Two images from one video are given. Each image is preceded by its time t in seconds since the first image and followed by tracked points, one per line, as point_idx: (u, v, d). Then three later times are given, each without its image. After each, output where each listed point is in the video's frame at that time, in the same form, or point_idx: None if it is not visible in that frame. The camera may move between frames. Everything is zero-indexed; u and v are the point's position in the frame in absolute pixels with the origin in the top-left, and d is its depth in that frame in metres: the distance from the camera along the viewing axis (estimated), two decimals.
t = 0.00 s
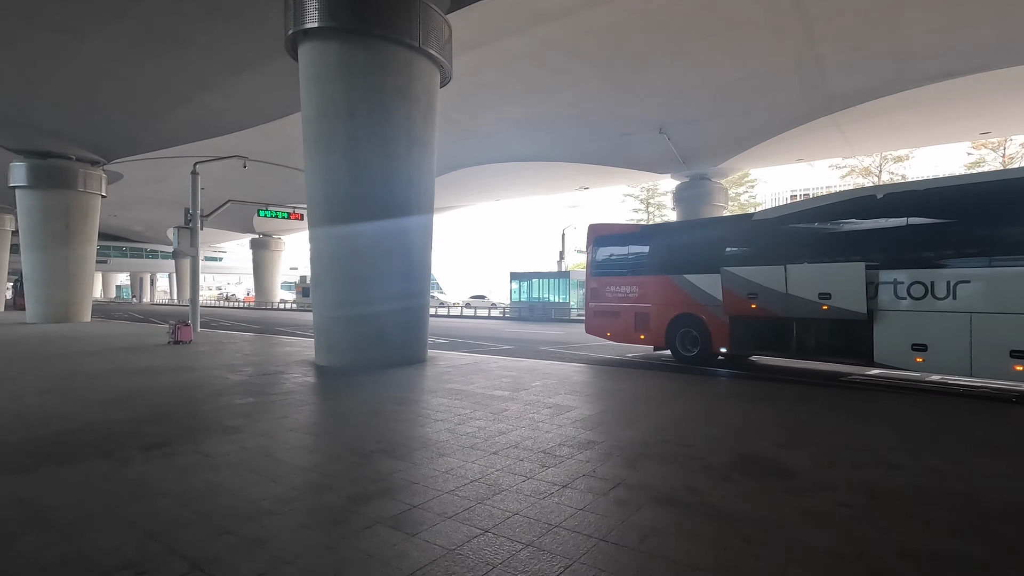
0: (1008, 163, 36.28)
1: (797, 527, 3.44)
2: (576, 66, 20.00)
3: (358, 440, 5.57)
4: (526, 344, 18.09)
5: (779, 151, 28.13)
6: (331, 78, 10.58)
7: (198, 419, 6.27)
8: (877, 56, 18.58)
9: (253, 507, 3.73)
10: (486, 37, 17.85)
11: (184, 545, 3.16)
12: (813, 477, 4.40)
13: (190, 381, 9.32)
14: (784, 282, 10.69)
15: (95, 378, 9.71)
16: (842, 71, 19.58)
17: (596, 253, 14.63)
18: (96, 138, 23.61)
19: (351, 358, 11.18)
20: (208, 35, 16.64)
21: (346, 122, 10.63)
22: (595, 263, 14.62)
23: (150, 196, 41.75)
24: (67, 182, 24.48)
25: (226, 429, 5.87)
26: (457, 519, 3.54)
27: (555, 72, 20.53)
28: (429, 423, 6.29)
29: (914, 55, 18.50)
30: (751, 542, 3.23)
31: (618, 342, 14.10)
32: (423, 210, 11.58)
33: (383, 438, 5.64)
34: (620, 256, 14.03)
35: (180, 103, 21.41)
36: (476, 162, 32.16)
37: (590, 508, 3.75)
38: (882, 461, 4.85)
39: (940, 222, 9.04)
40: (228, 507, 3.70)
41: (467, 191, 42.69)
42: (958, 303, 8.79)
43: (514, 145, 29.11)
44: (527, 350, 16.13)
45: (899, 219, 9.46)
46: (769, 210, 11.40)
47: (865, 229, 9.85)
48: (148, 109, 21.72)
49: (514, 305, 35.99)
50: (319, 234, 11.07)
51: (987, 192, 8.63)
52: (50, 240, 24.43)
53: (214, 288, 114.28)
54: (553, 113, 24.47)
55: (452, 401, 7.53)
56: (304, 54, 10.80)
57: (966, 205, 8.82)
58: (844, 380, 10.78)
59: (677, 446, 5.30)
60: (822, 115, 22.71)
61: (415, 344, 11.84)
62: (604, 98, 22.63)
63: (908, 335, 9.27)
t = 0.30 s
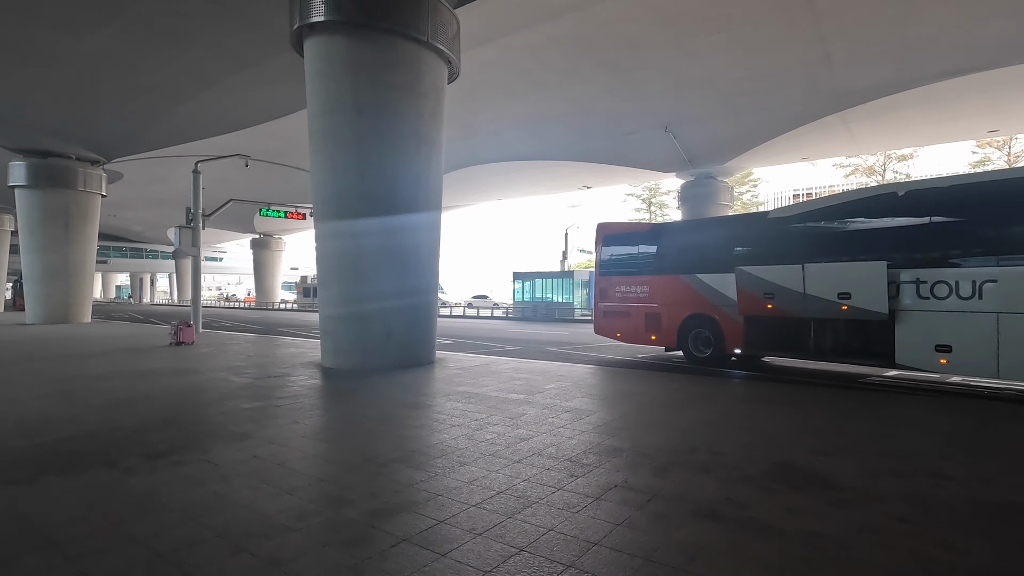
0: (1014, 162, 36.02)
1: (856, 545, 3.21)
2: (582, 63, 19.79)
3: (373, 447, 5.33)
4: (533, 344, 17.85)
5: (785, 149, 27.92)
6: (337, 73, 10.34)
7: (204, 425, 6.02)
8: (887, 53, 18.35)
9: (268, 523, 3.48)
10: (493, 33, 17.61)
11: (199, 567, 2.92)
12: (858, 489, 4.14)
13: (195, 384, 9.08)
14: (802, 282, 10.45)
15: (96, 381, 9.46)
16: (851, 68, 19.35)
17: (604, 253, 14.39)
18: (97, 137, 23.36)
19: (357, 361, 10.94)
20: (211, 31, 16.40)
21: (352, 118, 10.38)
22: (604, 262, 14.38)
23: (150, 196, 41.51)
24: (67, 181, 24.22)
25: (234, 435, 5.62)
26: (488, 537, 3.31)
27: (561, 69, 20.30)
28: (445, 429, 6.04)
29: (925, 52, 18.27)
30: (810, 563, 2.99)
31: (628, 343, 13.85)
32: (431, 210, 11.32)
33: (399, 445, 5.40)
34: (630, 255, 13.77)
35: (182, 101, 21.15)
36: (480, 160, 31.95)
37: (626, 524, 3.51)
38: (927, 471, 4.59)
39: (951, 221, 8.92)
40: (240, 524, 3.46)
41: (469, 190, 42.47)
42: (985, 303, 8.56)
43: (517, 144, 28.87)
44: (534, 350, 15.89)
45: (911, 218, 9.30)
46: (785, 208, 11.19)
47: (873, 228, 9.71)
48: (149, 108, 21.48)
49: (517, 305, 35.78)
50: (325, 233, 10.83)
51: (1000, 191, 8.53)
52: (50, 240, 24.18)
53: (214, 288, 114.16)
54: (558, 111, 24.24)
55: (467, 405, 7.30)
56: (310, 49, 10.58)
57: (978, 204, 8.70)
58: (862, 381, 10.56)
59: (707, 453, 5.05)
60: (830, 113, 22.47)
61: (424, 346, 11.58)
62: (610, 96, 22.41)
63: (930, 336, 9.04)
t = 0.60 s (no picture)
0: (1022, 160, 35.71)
1: (930, 565, 2.92)
2: (589, 59, 19.54)
3: (390, 452, 5.05)
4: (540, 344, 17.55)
5: (792, 147, 27.66)
6: (345, 65, 10.05)
7: (210, 428, 5.73)
8: (900, 48, 18.07)
9: (284, 539, 3.21)
10: (500, 28, 17.36)
11: None
12: (915, 499, 3.85)
13: (199, 385, 8.80)
14: (822, 280, 10.18)
15: (97, 381, 9.16)
16: (863, 65, 19.08)
17: (615, 250, 14.08)
18: (97, 134, 23.06)
19: (364, 361, 10.65)
20: (212, 25, 16.12)
21: (360, 110, 10.09)
22: (614, 260, 14.07)
23: (151, 194, 41.22)
24: (67, 179, 23.93)
25: (242, 439, 5.33)
26: (526, 555, 3.03)
27: (568, 65, 20.04)
28: (463, 433, 5.75)
29: (938, 48, 18.00)
30: None
31: (639, 342, 13.56)
32: (441, 206, 11.02)
33: (417, 450, 5.11)
34: (641, 252, 13.47)
35: (183, 97, 20.87)
36: (484, 158, 31.65)
37: (675, 540, 3.22)
38: (982, 479, 4.30)
39: (959, 218, 8.85)
40: (255, 540, 3.17)
41: (472, 188, 42.19)
42: (1014, 301, 8.30)
43: (522, 141, 28.58)
44: (543, 350, 15.58)
45: (923, 215, 9.19)
46: (802, 206, 10.92)
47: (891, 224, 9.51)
48: (150, 104, 21.19)
49: (521, 304, 35.53)
50: (332, 230, 10.55)
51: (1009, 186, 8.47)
52: (50, 238, 23.90)
53: (215, 287, 113.93)
54: (564, 108, 23.97)
55: (482, 407, 7.00)
56: (317, 41, 10.29)
57: (989, 201, 8.64)
58: (884, 382, 10.28)
59: (746, 459, 4.75)
60: (840, 110, 22.18)
61: (433, 346, 11.28)
62: (617, 92, 22.13)
63: (956, 335, 8.78)
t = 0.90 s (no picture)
0: None
1: None
2: (599, 55, 19.26)
3: (412, 461, 4.78)
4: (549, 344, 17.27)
5: (801, 145, 27.38)
6: (355, 58, 9.78)
7: (220, 436, 5.46)
8: (915, 44, 17.77)
9: (309, 562, 2.95)
10: (509, 23, 17.08)
11: None
12: (983, 517, 3.58)
13: (206, 388, 8.53)
14: (846, 280, 9.90)
15: (100, 384, 8.90)
16: (876, 61, 18.77)
17: (627, 249, 13.79)
18: (100, 132, 22.80)
19: (374, 363, 10.39)
20: (216, 20, 15.86)
21: (370, 105, 9.82)
22: (626, 259, 13.78)
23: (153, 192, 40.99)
24: (68, 176, 23.66)
25: (255, 448, 5.07)
26: None
27: (578, 61, 19.76)
28: (485, 440, 5.48)
29: (954, 43, 17.69)
30: None
31: (652, 343, 13.27)
32: (452, 205, 10.74)
33: (441, 458, 4.84)
34: (655, 252, 13.18)
35: (187, 94, 20.61)
36: (489, 156, 31.37)
37: (736, 565, 2.95)
38: None
39: (967, 219, 8.79)
40: (278, 565, 2.91)
41: (476, 187, 41.89)
42: None
43: (528, 139, 28.29)
44: (553, 351, 15.30)
45: (937, 215, 9.07)
46: (823, 203, 10.64)
47: (916, 222, 9.25)
48: (153, 101, 20.92)
49: (526, 304, 35.27)
50: (341, 228, 10.30)
51: None
52: (52, 237, 23.66)
53: (217, 286, 113.76)
54: (572, 105, 23.69)
55: (501, 411, 6.74)
56: (326, 33, 10.04)
57: (997, 202, 8.57)
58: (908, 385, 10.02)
59: (791, 471, 4.48)
60: (852, 107, 21.89)
61: (444, 348, 11.01)
62: (626, 89, 21.85)
63: (985, 338, 8.54)
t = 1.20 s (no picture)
0: None
1: None
2: (609, 51, 19.04)
3: (440, 466, 4.55)
4: (558, 344, 17.07)
5: (810, 143, 27.11)
6: (369, 50, 9.56)
7: (237, 440, 5.24)
8: (931, 39, 17.50)
9: None
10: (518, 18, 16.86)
11: None
12: None
13: (216, 388, 8.34)
14: (872, 278, 9.65)
15: (109, 384, 8.71)
16: (892, 58, 18.51)
17: (640, 247, 13.56)
18: (106, 129, 22.65)
19: (386, 362, 10.18)
20: (223, 15, 15.65)
21: (384, 98, 9.59)
22: (640, 257, 13.55)
23: (158, 191, 40.91)
24: (73, 174, 23.50)
25: (274, 452, 4.85)
26: None
27: (587, 58, 19.54)
28: (512, 443, 5.26)
29: (971, 39, 17.41)
30: None
31: (667, 343, 13.02)
32: (466, 201, 10.49)
33: (470, 464, 4.62)
34: (670, 250, 12.94)
35: (193, 91, 20.42)
36: (495, 154, 31.16)
37: None
38: None
39: (982, 217, 8.69)
40: None
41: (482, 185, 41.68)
42: None
43: (535, 137, 28.08)
44: (564, 350, 15.08)
45: (955, 212, 8.94)
46: (848, 199, 10.41)
47: (946, 219, 9.01)
48: (158, 98, 20.77)
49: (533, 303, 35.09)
50: (353, 225, 10.09)
51: None
52: (57, 235, 23.51)
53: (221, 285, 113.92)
54: (580, 102, 23.48)
55: (525, 414, 6.51)
56: (339, 24, 9.82)
57: None
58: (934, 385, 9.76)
59: (840, 479, 4.25)
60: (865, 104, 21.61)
61: (458, 347, 10.76)
62: (635, 86, 21.62)
63: (1018, 338, 8.29)
